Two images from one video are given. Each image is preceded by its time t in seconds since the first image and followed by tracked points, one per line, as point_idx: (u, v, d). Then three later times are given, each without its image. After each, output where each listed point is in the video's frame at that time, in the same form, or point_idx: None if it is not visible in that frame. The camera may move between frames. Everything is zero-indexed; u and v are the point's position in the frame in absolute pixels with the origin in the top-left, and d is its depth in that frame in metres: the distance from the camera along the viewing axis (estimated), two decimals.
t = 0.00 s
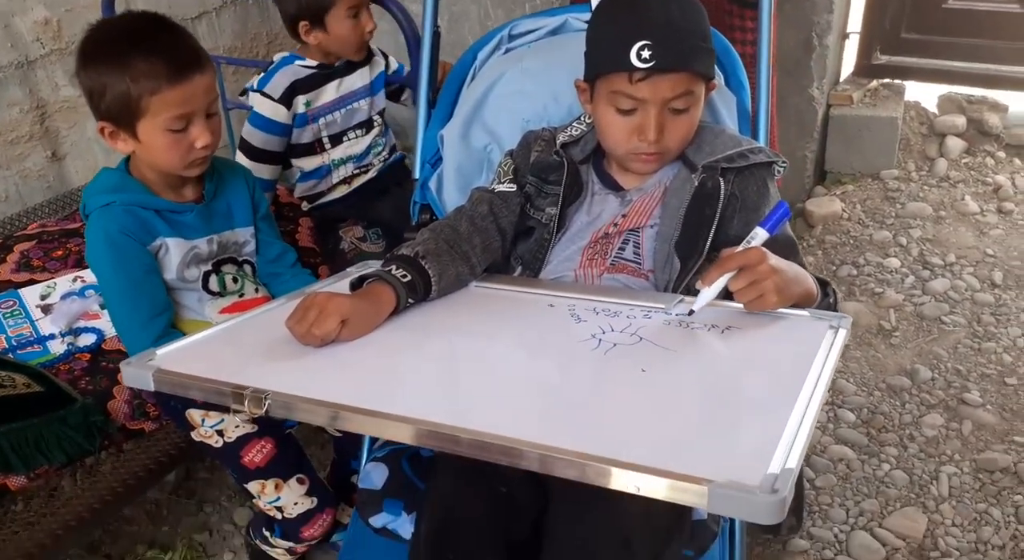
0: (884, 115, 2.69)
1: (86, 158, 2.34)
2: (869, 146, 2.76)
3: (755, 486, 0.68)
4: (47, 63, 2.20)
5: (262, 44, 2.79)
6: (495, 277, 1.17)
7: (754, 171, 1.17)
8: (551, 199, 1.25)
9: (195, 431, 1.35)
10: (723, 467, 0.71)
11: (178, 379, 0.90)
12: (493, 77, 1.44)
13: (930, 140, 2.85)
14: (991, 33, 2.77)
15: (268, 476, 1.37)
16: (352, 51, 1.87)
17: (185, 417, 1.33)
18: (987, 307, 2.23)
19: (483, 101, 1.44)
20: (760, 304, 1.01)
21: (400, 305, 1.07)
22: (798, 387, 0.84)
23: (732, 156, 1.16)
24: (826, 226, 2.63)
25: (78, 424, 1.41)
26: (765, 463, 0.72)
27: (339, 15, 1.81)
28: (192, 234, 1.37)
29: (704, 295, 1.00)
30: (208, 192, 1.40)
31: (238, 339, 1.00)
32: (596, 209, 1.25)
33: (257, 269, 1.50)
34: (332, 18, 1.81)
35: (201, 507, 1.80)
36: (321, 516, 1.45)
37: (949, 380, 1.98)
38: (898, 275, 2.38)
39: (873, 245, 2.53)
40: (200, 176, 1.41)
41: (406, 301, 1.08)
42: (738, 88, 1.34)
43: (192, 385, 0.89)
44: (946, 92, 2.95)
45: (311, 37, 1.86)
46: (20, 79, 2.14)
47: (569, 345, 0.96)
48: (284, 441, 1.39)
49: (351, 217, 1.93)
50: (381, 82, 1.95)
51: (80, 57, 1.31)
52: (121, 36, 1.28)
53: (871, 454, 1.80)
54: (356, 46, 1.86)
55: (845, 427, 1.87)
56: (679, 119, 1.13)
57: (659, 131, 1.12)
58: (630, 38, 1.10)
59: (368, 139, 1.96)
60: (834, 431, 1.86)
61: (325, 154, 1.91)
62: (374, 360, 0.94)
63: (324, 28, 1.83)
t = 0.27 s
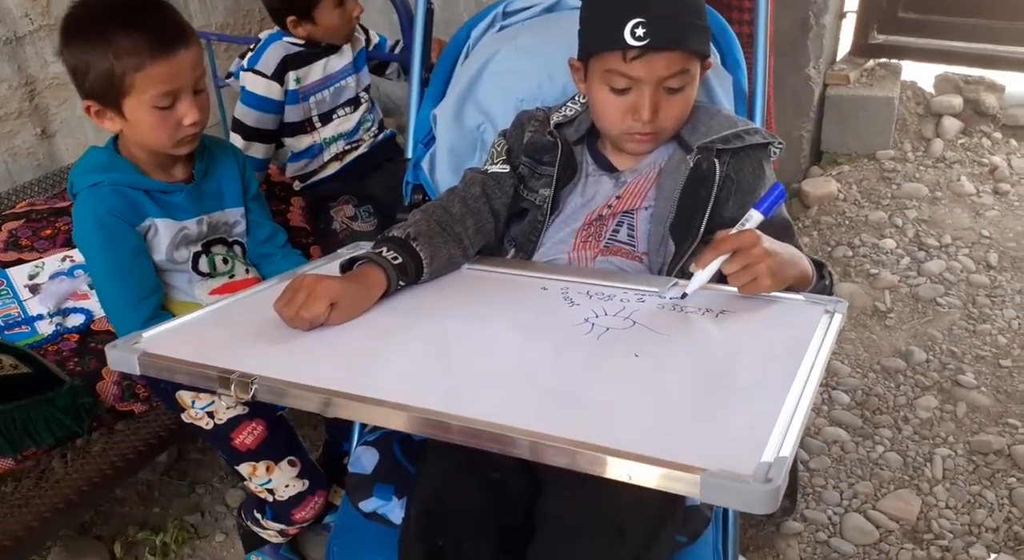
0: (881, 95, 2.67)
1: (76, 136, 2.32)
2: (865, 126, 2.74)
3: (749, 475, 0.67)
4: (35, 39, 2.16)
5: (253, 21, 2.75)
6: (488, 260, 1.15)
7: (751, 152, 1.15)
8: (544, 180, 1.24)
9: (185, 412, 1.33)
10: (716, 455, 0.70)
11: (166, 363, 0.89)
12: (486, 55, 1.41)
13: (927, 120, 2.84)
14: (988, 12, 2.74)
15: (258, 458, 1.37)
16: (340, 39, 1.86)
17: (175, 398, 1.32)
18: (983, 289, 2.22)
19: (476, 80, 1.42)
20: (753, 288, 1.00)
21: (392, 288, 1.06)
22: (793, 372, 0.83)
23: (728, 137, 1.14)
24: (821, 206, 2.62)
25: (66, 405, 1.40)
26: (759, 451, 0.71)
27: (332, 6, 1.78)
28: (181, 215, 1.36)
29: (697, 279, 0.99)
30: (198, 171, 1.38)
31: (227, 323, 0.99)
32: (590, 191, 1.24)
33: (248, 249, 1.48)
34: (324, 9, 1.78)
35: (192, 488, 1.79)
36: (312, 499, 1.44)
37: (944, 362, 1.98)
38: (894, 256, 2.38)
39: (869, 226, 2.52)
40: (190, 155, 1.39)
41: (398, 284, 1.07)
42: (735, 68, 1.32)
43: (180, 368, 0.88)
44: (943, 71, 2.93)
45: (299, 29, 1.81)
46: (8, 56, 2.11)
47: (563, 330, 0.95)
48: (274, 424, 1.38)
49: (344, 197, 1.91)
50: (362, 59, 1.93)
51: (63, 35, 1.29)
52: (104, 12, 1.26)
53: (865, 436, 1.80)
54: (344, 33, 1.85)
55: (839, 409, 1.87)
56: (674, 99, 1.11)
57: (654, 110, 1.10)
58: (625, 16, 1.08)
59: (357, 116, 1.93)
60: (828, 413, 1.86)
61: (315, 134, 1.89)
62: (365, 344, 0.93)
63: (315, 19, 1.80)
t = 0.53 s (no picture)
0: (888, 74, 2.63)
1: (74, 115, 2.30)
2: (871, 106, 2.71)
3: (752, 463, 0.65)
4: (31, 17, 2.14)
5: None
6: (486, 242, 1.14)
7: (755, 132, 1.13)
8: (544, 161, 1.22)
9: (184, 394, 1.31)
10: (719, 443, 0.69)
11: (161, 345, 0.88)
12: (485, 33, 1.39)
13: (936, 100, 2.79)
14: None
15: (259, 439, 1.36)
16: (322, 17, 1.84)
17: (173, 379, 1.30)
18: (989, 271, 2.20)
19: (474, 59, 1.39)
20: (759, 270, 0.98)
21: (389, 271, 1.04)
22: (797, 357, 0.82)
23: (732, 117, 1.12)
24: (826, 187, 2.59)
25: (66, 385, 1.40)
26: (762, 438, 0.69)
27: None
28: (177, 196, 1.34)
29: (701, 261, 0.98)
30: (193, 152, 1.37)
31: (221, 306, 0.97)
32: (591, 171, 1.22)
33: (244, 231, 1.47)
34: None
35: (192, 467, 1.79)
36: (311, 479, 1.44)
37: (948, 346, 1.97)
38: (899, 238, 2.35)
39: (874, 208, 2.49)
40: (185, 136, 1.37)
41: (395, 266, 1.05)
42: (740, 45, 1.30)
43: (175, 351, 0.87)
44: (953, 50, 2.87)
45: (278, 10, 1.81)
46: (4, 34, 2.09)
47: (562, 314, 0.93)
48: (274, 405, 1.37)
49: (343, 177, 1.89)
50: (353, 37, 1.91)
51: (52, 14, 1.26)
52: None
53: (867, 420, 1.79)
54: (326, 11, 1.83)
55: (840, 393, 1.86)
56: (678, 76, 1.09)
57: (657, 88, 1.08)
58: None
59: (348, 94, 1.92)
60: (830, 397, 1.85)
61: (307, 113, 1.88)
62: (361, 328, 0.92)
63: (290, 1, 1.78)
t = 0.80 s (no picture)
0: (890, 56, 2.60)
1: (66, 93, 2.26)
2: (872, 88, 2.68)
3: (757, 458, 0.63)
4: None
5: None
6: (485, 227, 1.12)
7: (759, 116, 1.11)
8: (544, 145, 1.20)
9: (177, 378, 1.28)
10: (723, 437, 0.66)
11: (151, 332, 0.85)
12: (484, 11, 1.37)
13: (937, 83, 2.77)
14: None
15: (254, 424, 1.34)
16: None
17: (166, 362, 1.27)
18: (989, 257, 2.18)
19: (473, 38, 1.37)
20: (766, 256, 0.96)
21: (385, 257, 1.02)
22: (801, 348, 0.80)
23: (737, 100, 1.10)
24: (826, 170, 2.57)
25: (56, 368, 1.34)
26: (767, 432, 0.67)
27: None
28: (168, 177, 1.32)
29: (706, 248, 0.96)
30: (185, 132, 1.34)
31: (213, 292, 0.95)
32: (592, 155, 1.20)
33: (237, 213, 1.44)
34: None
35: (185, 451, 1.78)
36: (307, 464, 1.43)
37: (947, 332, 1.96)
38: (899, 223, 2.34)
39: (874, 191, 2.47)
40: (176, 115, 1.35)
41: (392, 252, 1.03)
42: (744, 26, 1.27)
43: (165, 338, 0.85)
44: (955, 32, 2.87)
45: None
46: None
47: (562, 301, 0.91)
48: (270, 390, 1.35)
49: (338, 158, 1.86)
50: (350, 14, 1.88)
51: None
52: None
53: (866, 406, 1.78)
54: None
55: (839, 378, 1.85)
56: (682, 58, 1.07)
57: (661, 70, 1.06)
58: None
59: (345, 73, 1.89)
60: (829, 382, 1.84)
61: (303, 93, 1.85)
62: (357, 314, 0.90)
63: None
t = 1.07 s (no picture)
0: (891, 43, 2.58)
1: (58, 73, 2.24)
2: (872, 75, 2.66)
3: (758, 458, 0.61)
4: None
5: None
6: (482, 215, 1.10)
7: (761, 104, 1.09)
8: (543, 130, 1.18)
9: (168, 363, 1.26)
10: (723, 434, 0.65)
11: (138, 321, 0.83)
12: None
13: (937, 69, 2.75)
14: None
15: (246, 412, 1.32)
16: None
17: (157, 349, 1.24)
18: (987, 245, 2.17)
19: (471, 21, 1.34)
20: (767, 246, 0.95)
21: (380, 244, 1.00)
22: (803, 342, 0.78)
23: (738, 87, 1.08)
24: (825, 157, 2.55)
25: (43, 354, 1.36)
26: (768, 430, 0.65)
27: None
28: (159, 161, 1.29)
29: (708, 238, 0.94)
30: (176, 115, 1.31)
31: (204, 279, 0.93)
32: (591, 142, 1.18)
33: (229, 197, 1.42)
34: None
35: (178, 437, 1.76)
36: (300, 453, 1.42)
37: (945, 320, 1.95)
38: (898, 211, 2.32)
39: (874, 178, 2.45)
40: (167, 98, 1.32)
41: (386, 240, 1.01)
42: (746, 12, 1.23)
43: (153, 328, 0.83)
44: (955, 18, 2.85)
45: None
46: None
47: (559, 291, 0.90)
48: (262, 378, 1.33)
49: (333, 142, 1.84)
50: None
51: None
52: None
53: (863, 395, 1.77)
54: None
55: (837, 366, 1.85)
56: (686, 44, 1.04)
57: (663, 56, 1.04)
58: None
59: (346, 57, 1.85)
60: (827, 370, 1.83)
61: (302, 78, 1.82)
62: (350, 304, 0.88)
63: None
